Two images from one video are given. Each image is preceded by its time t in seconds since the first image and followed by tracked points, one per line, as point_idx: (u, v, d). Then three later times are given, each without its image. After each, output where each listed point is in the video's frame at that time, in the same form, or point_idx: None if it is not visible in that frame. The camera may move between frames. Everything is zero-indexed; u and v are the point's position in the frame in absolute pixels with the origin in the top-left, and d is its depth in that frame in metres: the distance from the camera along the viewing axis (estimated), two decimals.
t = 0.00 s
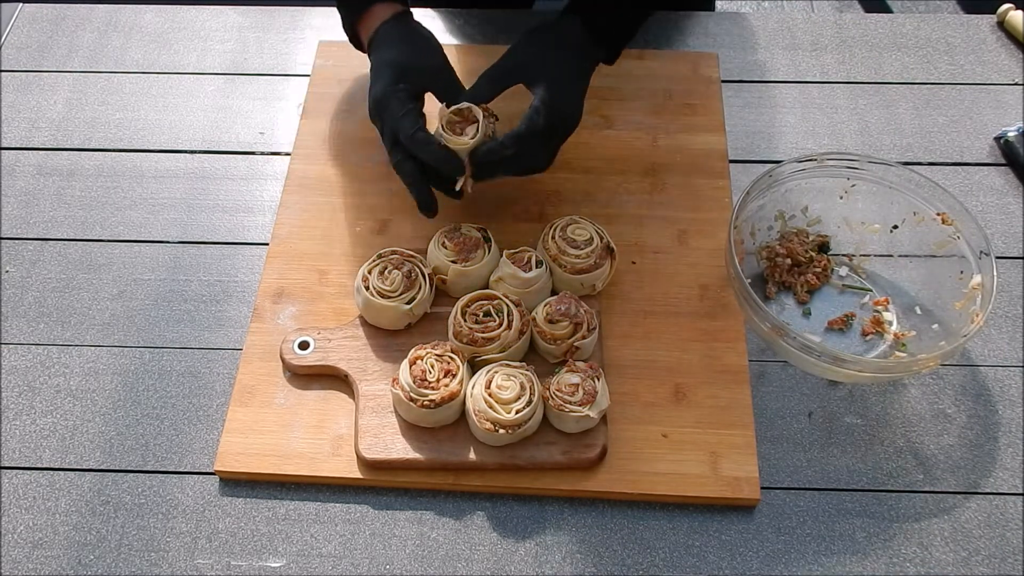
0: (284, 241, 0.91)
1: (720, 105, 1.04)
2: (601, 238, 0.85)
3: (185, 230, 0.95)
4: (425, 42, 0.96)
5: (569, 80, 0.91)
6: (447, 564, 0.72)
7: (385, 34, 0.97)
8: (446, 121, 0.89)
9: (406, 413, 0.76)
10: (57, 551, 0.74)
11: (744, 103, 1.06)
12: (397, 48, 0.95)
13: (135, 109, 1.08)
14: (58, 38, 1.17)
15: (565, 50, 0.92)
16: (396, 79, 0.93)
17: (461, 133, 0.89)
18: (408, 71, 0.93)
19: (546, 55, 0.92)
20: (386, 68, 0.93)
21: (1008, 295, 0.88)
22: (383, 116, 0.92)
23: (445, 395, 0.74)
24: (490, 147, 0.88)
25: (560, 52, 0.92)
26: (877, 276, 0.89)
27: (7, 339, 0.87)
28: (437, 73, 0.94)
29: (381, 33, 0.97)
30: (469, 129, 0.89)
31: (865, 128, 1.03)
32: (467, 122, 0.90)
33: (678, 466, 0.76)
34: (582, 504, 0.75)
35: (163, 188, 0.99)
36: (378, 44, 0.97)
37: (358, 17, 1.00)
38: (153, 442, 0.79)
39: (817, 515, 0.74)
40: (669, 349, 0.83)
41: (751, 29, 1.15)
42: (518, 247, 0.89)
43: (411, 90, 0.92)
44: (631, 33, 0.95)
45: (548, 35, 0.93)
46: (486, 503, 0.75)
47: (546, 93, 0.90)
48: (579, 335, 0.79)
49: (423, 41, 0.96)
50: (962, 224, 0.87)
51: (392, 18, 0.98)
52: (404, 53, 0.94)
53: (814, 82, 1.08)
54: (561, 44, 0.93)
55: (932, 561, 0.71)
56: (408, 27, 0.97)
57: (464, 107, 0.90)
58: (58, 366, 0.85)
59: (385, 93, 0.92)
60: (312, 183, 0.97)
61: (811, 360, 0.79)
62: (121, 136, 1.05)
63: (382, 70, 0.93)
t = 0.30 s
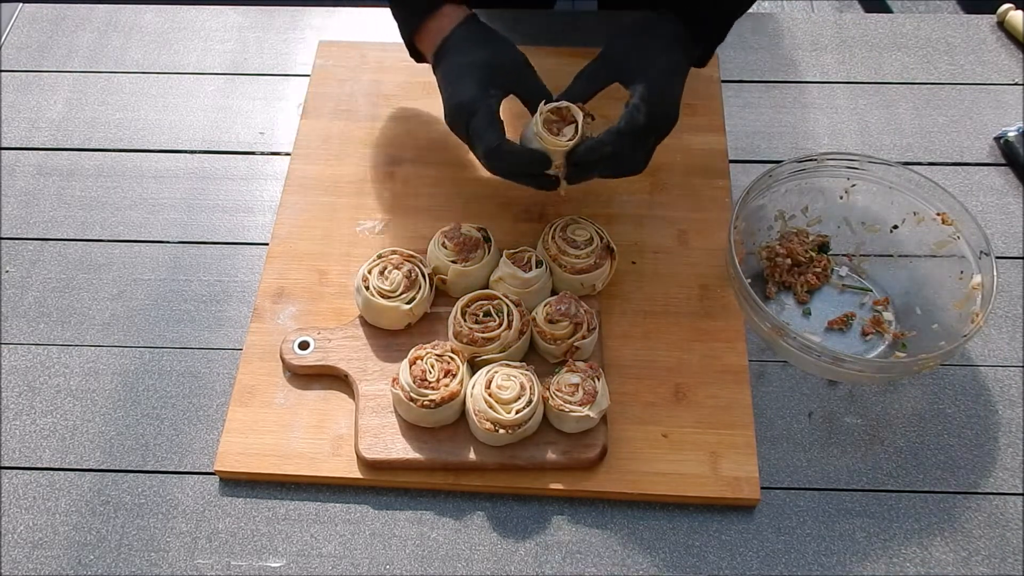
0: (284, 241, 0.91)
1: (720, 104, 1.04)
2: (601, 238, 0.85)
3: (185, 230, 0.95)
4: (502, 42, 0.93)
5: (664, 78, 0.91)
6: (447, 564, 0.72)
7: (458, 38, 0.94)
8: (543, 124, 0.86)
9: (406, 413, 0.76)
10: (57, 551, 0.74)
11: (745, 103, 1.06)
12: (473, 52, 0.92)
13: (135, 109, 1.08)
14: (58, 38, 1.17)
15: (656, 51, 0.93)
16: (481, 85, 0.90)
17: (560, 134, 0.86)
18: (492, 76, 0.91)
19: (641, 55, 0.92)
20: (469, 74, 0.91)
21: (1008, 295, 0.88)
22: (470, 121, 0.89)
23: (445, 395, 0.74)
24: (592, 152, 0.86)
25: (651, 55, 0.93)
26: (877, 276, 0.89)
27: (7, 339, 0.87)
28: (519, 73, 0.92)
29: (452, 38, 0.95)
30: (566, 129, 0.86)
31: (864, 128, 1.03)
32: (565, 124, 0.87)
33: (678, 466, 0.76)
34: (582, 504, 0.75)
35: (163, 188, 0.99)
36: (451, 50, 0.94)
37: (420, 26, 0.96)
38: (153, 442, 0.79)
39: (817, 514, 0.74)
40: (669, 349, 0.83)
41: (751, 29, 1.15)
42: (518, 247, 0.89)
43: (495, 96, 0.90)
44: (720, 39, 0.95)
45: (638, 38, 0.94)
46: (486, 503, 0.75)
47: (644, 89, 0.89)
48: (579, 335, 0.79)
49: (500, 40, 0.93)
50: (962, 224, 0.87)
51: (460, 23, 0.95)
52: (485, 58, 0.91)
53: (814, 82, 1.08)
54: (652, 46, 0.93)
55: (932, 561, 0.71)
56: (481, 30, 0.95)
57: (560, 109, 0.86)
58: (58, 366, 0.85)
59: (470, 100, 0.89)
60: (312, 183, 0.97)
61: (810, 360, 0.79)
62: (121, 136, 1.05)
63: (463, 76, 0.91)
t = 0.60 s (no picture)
0: (284, 241, 0.91)
1: (720, 104, 1.04)
2: (601, 238, 0.85)
3: (184, 230, 0.95)
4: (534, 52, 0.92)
5: (698, 101, 0.89)
6: (447, 564, 0.72)
7: (487, 48, 0.92)
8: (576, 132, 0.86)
9: (406, 413, 0.76)
10: (57, 551, 0.74)
11: (745, 103, 1.06)
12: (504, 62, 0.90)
13: (135, 109, 1.08)
14: (58, 38, 1.17)
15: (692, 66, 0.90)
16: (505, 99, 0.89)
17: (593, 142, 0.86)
18: (521, 85, 0.90)
19: (675, 70, 0.89)
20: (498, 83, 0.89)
21: (1008, 295, 0.88)
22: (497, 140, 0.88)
23: (445, 395, 0.74)
24: (625, 161, 0.85)
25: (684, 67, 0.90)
26: (877, 276, 0.89)
27: (7, 339, 0.87)
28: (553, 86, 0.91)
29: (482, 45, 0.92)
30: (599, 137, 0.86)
31: (864, 128, 1.03)
32: (597, 133, 0.87)
33: (678, 466, 0.76)
34: (582, 504, 0.75)
35: (163, 188, 0.99)
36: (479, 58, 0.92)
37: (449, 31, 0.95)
38: (153, 442, 0.79)
39: (817, 514, 0.74)
40: (669, 349, 0.83)
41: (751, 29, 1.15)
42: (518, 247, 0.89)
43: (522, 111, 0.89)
44: (750, 53, 0.95)
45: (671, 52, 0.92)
46: (486, 502, 0.75)
47: (674, 115, 0.88)
48: (579, 335, 0.79)
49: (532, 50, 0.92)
50: (962, 224, 0.87)
51: (490, 28, 0.93)
52: (516, 66, 0.89)
53: (815, 82, 1.08)
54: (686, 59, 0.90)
55: (932, 561, 0.71)
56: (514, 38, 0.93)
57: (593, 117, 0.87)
58: (58, 366, 0.85)
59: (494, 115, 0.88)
60: (312, 183, 0.97)
61: (810, 359, 0.79)
62: (121, 136, 1.05)
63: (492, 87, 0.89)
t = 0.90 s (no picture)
0: (284, 241, 0.91)
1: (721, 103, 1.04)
2: (601, 238, 0.85)
3: (184, 230, 0.95)
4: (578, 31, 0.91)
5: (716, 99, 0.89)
6: (447, 564, 0.72)
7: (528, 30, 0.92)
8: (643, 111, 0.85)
9: (406, 413, 0.76)
10: (57, 551, 0.74)
11: (745, 103, 1.06)
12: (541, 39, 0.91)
13: (135, 109, 1.08)
14: (58, 38, 1.17)
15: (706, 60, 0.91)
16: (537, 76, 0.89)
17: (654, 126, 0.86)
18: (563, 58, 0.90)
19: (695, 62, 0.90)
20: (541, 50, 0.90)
21: (1008, 295, 0.88)
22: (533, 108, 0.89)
23: (445, 395, 0.74)
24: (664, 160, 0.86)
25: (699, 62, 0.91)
26: (877, 276, 0.89)
27: (7, 339, 0.87)
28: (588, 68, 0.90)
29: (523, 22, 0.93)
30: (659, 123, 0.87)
31: (864, 128, 1.03)
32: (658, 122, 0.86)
33: (678, 466, 0.76)
34: (582, 504, 0.75)
35: (164, 188, 0.99)
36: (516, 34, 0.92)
37: (490, 10, 0.96)
38: (153, 442, 0.79)
39: (817, 515, 0.74)
40: (669, 350, 0.83)
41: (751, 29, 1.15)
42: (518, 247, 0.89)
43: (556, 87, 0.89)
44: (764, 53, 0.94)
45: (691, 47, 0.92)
46: (486, 503, 0.75)
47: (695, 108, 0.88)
48: (579, 335, 0.79)
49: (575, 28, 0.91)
50: (962, 224, 0.86)
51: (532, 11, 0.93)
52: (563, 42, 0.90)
53: (815, 82, 1.08)
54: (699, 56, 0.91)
55: (932, 562, 0.71)
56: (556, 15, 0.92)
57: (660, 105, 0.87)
58: (58, 366, 0.85)
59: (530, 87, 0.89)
60: (312, 182, 0.97)
61: (810, 360, 0.79)
62: (121, 136, 1.05)
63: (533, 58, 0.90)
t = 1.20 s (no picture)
0: (284, 241, 0.91)
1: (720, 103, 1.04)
2: (601, 238, 0.85)
3: (184, 230, 0.95)
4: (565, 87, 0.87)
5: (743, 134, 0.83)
6: (447, 564, 0.72)
7: (531, 82, 0.88)
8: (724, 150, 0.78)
9: (406, 413, 0.76)
10: (57, 551, 0.74)
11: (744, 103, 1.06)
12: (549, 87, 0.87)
13: (135, 109, 1.08)
14: (58, 38, 1.17)
15: (730, 79, 0.84)
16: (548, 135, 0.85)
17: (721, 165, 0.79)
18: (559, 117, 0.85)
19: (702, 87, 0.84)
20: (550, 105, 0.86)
21: (1008, 295, 0.88)
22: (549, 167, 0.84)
23: (445, 395, 0.74)
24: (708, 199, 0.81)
25: (725, 82, 0.84)
26: (877, 276, 0.89)
27: (7, 339, 0.87)
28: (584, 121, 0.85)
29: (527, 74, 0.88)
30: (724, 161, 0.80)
31: (864, 128, 1.03)
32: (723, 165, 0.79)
33: (678, 465, 0.76)
34: (582, 504, 0.75)
35: (164, 188, 0.99)
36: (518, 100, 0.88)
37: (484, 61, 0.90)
38: (153, 442, 0.79)
39: (817, 514, 0.74)
40: (669, 349, 0.83)
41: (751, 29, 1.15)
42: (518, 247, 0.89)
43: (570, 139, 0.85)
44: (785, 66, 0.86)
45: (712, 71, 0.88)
46: (486, 502, 0.75)
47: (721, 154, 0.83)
48: (579, 335, 0.79)
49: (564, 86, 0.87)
50: (962, 224, 0.86)
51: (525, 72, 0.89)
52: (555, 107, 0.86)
53: (815, 82, 1.08)
54: (721, 75, 0.85)
55: (932, 562, 0.71)
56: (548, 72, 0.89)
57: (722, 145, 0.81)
58: (58, 366, 0.85)
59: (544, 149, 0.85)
60: (312, 183, 0.97)
61: (810, 360, 0.79)
62: (121, 136, 1.05)
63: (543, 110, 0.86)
